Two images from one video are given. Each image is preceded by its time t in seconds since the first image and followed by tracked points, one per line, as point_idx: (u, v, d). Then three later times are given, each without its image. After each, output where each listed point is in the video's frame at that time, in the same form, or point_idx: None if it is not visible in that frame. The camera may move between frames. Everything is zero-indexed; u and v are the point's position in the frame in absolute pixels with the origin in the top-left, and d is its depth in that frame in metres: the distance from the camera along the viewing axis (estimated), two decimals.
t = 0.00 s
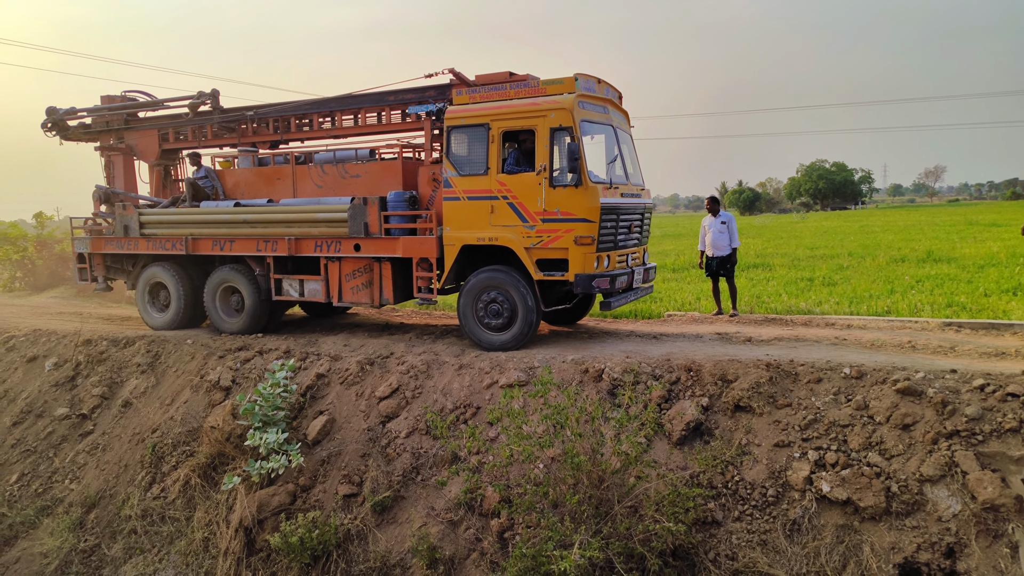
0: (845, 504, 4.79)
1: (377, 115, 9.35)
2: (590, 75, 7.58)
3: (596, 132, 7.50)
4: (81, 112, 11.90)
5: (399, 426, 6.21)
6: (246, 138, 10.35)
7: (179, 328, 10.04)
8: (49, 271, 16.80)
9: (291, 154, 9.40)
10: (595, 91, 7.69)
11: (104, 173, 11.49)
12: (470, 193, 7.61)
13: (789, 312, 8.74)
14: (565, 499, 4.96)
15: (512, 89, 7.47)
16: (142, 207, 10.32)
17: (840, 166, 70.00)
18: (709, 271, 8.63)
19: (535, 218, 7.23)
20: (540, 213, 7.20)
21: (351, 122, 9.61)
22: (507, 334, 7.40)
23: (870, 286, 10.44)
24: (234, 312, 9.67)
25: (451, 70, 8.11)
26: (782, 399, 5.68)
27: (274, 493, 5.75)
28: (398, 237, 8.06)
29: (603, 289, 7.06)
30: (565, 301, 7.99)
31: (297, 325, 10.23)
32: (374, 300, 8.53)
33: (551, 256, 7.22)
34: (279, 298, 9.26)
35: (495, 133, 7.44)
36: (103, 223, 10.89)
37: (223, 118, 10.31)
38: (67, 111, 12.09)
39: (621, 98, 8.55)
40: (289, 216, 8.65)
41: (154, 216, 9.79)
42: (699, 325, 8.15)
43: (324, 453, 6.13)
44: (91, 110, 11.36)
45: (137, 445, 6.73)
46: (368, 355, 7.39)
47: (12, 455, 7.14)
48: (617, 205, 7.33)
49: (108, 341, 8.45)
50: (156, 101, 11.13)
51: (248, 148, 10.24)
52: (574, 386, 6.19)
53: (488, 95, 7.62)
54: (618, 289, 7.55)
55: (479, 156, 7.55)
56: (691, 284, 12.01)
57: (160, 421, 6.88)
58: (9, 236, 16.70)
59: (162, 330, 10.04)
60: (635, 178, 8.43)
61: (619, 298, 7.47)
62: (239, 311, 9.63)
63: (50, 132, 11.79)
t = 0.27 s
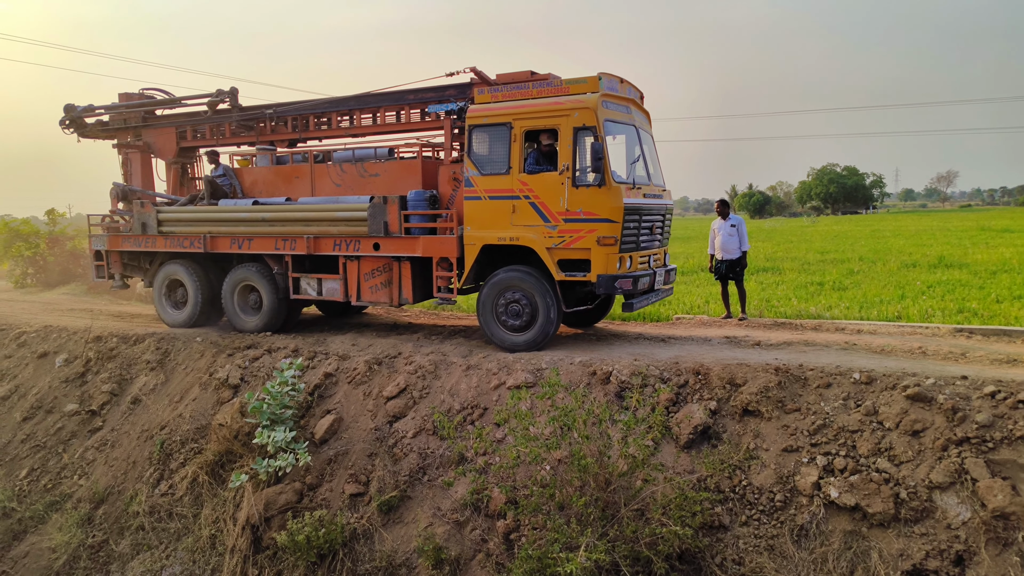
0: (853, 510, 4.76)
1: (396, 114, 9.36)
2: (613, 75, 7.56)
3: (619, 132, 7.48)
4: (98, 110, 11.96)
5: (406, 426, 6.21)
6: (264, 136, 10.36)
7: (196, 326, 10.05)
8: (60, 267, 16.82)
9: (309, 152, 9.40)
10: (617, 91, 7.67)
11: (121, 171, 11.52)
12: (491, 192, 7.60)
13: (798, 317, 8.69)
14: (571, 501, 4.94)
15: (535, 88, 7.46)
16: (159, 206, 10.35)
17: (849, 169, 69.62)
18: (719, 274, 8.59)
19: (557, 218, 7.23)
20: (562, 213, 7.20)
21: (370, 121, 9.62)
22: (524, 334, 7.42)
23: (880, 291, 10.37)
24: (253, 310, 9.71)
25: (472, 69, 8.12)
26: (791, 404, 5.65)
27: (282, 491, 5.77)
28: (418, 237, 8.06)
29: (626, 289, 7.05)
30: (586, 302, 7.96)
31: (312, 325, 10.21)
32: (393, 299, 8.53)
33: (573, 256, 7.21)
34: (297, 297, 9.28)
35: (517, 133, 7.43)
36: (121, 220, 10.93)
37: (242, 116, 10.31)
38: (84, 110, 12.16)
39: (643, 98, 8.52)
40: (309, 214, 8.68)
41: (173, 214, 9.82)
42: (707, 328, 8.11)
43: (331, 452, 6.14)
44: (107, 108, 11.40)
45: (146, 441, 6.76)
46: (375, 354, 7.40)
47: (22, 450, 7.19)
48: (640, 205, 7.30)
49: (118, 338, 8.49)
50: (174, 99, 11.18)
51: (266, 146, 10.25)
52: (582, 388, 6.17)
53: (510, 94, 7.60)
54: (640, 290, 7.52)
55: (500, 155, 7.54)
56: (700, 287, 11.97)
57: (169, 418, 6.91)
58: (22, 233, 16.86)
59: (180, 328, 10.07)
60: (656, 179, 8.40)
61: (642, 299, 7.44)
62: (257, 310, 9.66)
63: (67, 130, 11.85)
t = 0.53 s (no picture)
0: (863, 516, 4.73)
1: (416, 114, 9.38)
2: (638, 76, 7.54)
3: (644, 133, 7.47)
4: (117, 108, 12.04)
5: (415, 427, 6.22)
6: (284, 136, 10.41)
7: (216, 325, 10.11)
8: (72, 266, 16.92)
9: (330, 152, 9.41)
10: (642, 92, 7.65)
11: (141, 170, 11.60)
12: (514, 193, 7.61)
13: (809, 321, 8.65)
14: (579, 503, 4.92)
15: (559, 88, 7.45)
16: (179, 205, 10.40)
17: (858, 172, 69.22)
18: (729, 277, 8.56)
19: (581, 220, 7.22)
20: (587, 214, 7.19)
21: (390, 121, 9.64)
22: (539, 335, 7.45)
23: (892, 296, 10.29)
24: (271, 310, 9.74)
25: (495, 69, 8.13)
26: (801, 408, 5.62)
27: (290, 490, 5.78)
28: (439, 238, 8.07)
29: (649, 291, 7.09)
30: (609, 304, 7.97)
31: (326, 325, 10.23)
32: (414, 300, 8.55)
33: (597, 258, 7.19)
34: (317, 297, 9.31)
35: (542, 133, 7.43)
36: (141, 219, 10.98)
37: (263, 116, 10.35)
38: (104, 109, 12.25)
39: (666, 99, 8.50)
40: (330, 214, 8.70)
41: (192, 213, 9.86)
42: (717, 331, 8.08)
43: (339, 452, 6.16)
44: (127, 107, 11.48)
45: (156, 439, 6.80)
46: (384, 355, 7.42)
47: (34, 447, 7.25)
48: (664, 207, 7.29)
49: (129, 337, 8.54)
50: (193, 98, 11.24)
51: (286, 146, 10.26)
52: (591, 391, 6.17)
53: (534, 95, 7.60)
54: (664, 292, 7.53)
55: (523, 156, 7.54)
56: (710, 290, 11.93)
57: (179, 416, 6.95)
58: (36, 231, 17.03)
59: (199, 328, 10.12)
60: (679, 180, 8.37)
61: (666, 301, 7.44)
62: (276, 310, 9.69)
63: (87, 129, 11.95)
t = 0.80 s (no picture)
0: (869, 521, 4.70)
1: (434, 114, 9.37)
2: (661, 76, 7.51)
3: (667, 134, 7.43)
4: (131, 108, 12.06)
5: (419, 429, 6.21)
6: (301, 136, 10.42)
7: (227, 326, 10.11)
8: (78, 266, 16.99)
9: (347, 153, 9.40)
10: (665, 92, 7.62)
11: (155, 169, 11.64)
12: (536, 195, 7.60)
13: (815, 324, 8.61)
14: (583, 506, 4.90)
15: (582, 89, 7.44)
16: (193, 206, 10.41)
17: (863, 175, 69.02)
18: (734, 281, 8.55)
19: (603, 221, 7.20)
20: (610, 216, 7.17)
21: (407, 122, 9.63)
22: (552, 337, 7.49)
23: (898, 299, 10.25)
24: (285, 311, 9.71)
25: (517, 69, 8.12)
26: (807, 412, 5.59)
27: (294, 492, 5.77)
28: (459, 239, 8.05)
29: (674, 295, 7.02)
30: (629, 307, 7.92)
31: (338, 323, 10.25)
32: (432, 302, 8.54)
33: (619, 260, 7.16)
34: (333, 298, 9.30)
35: (564, 134, 7.42)
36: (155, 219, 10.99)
37: (279, 116, 10.35)
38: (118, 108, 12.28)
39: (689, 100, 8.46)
40: (348, 216, 8.70)
41: (207, 214, 9.87)
42: (722, 335, 8.05)
43: (343, 453, 6.15)
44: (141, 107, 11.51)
45: (161, 440, 6.80)
46: (389, 356, 7.41)
47: (38, 447, 7.26)
48: (688, 209, 7.25)
49: (134, 337, 8.55)
50: (208, 98, 11.26)
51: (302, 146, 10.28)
52: (595, 394, 6.15)
53: (557, 95, 7.59)
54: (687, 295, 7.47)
55: (545, 157, 7.53)
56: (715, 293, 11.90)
57: (183, 417, 6.95)
58: (42, 232, 17.11)
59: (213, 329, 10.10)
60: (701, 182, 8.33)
61: (689, 304, 7.38)
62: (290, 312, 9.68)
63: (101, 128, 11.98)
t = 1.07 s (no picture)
0: (864, 529, 4.70)
1: (449, 116, 9.39)
2: (682, 81, 7.50)
3: (687, 139, 7.43)
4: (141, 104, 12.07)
5: (415, 430, 6.20)
6: (313, 135, 10.44)
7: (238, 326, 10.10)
8: (77, 263, 16.99)
9: (359, 153, 9.39)
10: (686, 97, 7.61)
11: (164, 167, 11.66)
12: (553, 198, 7.61)
13: (814, 332, 8.62)
14: (579, 511, 4.90)
15: (602, 92, 7.44)
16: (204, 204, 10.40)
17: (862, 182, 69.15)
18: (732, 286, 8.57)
19: (622, 225, 7.19)
20: (629, 220, 7.16)
21: (421, 123, 9.65)
22: (561, 339, 7.51)
23: (897, 308, 10.27)
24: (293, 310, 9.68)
25: (535, 72, 8.13)
26: (804, 419, 5.60)
27: (289, 492, 5.77)
28: (474, 241, 8.05)
29: (694, 300, 6.94)
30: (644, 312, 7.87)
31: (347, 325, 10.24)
32: (445, 304, 8.53)
33: (638, 264, 7.16)
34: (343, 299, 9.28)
35: (583, 137, 7.43)
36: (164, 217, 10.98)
37: (291, 115, 10.37)
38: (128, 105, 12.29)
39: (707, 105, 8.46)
40: (362, 216, 8.70)
41: (218, 213, 9.87)
42: (722, 341, 8.06)
43: (339, 454, 6.14)
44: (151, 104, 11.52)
45: (156, 438, 6.79)
46: (386, 358, 7.40)
47: (33, 444, 7.24)
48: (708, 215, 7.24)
49: (132, 335, 8.54)
50: (219, 96, 11.26)
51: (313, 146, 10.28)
52: (593, 398, 6.14)
53: (577, 98, 7.58)
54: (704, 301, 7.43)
55: (564, 160, 7.54)
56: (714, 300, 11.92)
57: (180, 416, 6.94)
58: (41, 228, 17.09)
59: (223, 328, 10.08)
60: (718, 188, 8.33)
61: (706, 310, 7.34)
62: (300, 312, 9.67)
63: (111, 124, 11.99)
